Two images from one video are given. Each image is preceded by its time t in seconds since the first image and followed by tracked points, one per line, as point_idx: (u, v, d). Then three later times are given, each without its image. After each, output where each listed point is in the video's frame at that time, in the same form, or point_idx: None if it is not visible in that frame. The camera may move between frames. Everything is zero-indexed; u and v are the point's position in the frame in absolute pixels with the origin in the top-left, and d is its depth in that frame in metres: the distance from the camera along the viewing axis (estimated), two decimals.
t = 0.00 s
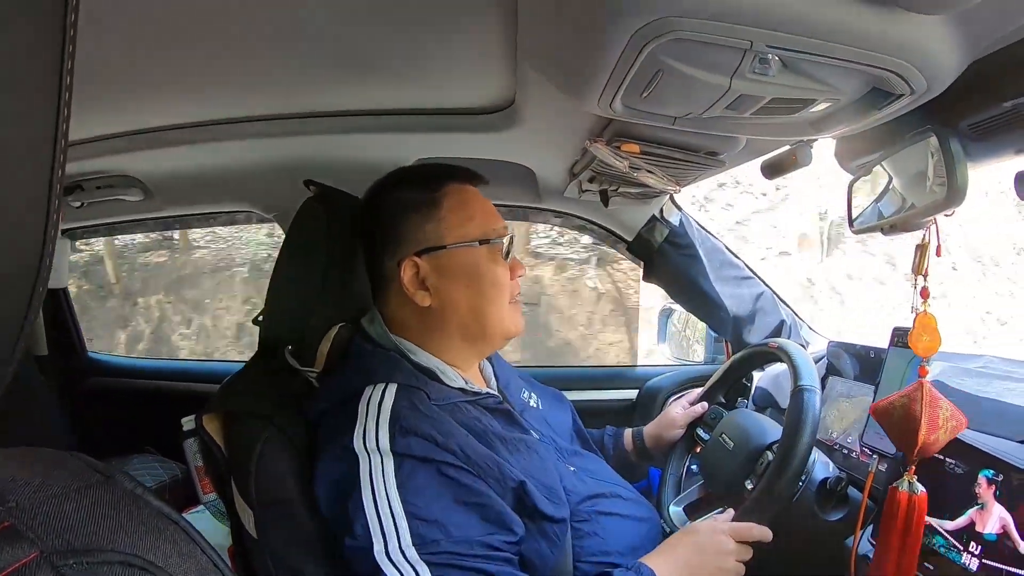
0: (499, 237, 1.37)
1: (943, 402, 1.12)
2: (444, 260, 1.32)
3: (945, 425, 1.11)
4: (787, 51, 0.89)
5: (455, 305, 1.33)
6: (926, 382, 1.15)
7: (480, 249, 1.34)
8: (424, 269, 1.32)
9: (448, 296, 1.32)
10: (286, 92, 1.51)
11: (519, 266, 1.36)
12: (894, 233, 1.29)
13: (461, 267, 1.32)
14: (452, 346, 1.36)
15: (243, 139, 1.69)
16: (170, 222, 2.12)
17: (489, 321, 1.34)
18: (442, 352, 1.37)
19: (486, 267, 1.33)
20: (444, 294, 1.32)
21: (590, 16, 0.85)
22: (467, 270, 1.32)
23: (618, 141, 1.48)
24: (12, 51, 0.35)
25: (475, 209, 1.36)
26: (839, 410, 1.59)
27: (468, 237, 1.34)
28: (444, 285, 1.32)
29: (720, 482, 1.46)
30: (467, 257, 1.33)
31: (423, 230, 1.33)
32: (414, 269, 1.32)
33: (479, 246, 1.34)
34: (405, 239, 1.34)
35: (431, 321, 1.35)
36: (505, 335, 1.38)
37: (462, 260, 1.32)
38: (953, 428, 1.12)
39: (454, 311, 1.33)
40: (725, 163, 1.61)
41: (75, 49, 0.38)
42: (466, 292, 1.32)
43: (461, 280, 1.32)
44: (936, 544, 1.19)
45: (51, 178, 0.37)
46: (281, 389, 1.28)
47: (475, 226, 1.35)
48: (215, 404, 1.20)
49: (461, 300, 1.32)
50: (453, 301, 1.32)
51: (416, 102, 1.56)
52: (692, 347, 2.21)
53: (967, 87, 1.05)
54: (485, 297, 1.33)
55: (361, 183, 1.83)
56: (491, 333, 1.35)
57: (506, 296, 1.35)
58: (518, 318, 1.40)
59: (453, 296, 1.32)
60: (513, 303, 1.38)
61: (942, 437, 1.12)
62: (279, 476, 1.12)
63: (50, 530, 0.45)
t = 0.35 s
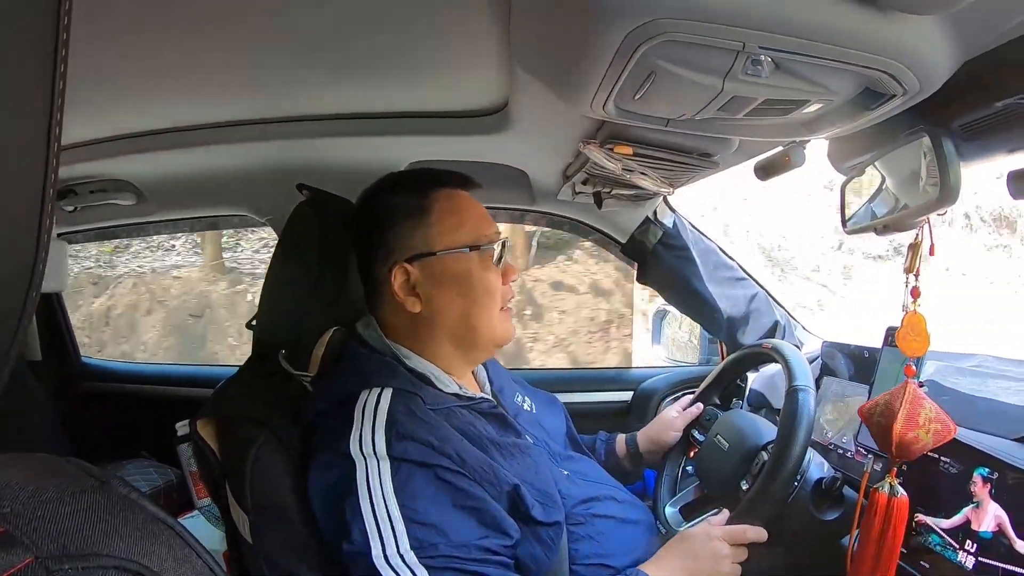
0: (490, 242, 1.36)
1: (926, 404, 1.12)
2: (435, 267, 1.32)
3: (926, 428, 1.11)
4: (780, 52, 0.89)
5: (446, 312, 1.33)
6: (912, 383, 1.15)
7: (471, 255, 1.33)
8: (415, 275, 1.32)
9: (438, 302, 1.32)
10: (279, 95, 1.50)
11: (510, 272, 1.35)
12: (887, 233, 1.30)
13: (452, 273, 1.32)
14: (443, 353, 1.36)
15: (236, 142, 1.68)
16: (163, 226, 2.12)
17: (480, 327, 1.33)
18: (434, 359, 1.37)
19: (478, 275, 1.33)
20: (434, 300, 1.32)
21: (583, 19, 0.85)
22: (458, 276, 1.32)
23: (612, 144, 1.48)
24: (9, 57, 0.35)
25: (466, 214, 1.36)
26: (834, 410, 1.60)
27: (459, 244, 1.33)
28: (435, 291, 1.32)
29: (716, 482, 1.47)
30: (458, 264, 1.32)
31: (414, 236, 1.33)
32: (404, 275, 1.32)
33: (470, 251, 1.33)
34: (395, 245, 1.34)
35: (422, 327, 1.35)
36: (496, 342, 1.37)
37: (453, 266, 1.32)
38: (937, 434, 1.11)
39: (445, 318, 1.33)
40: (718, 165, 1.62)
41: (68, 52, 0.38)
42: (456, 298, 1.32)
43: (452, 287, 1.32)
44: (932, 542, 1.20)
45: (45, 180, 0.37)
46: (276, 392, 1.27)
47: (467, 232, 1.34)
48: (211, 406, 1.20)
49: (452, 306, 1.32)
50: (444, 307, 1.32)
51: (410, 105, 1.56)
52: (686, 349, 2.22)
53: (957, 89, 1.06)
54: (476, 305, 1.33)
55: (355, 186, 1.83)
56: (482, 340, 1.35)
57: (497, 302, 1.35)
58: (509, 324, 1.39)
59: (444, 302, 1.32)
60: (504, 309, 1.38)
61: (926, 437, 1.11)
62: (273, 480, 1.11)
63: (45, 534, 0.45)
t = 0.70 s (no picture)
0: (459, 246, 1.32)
1: (935, 396, 1.12)
2: (403, 278, 1.33)
3: (935, 419, 1.12)
4: (775, 49, 0.89)
5: (421, 321, 1.34)
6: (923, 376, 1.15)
7: (436, 263, 1.31)
8: (388, 285, 1.35)
9: (410, 310, 1.34)
10: (275, 97, 1.50)
11: (478, 279, 1.30)
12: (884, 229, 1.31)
13: (418, 282, 1.32)
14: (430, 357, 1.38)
15: (232, 144, 1.68)
16: (157, 231, 2.09)
17: (452, 334, 1.33)
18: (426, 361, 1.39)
19: (445, 283, 1.31)
20: (407, 308, 1.34)
21: (579, 18, 0.85)
22: (424, 285, 1.32)
23: (608, 142, 1.48)
24: (8, 62, 0.35)
25: (433, 220, 1.33)
26: (832, 405, 1.60)
27: (424, 253, 1.32)
28: (407, 299, 1.34)
29: (714, 479, 1.47)
30: (423, 275, 1.31)
31: (387, 246, 1.35)
32: (379, 284, 1.36)
33: (435, 260, 1.31)
34: (376, 254, 1.37)
35: (405, 333, 1.38)
36: (477, 347, 1.35)
37: (419, 275, 1.32)
38: (948, 422, 1.12)
39: (419, 324, 1.34)
40: (714, 162, 1.62)
41: (64, 57, 0.38)
42: (425, 306, 1.32)
43: (420, 295, 1.32)
44: (930, 536, 1.20)
45: (41, 184, 0.37)
46: (275, 393, 1.27)
47: (435, 239, 1.32)
48: (210, 409, 1.19)
49: (422, 314, 1.33)
50: (416, 314, 1.34)
51: (406, 105, 1.56)
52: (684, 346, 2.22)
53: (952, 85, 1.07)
54: (445, 315, 1.32)
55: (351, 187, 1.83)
56: (462, 347, 1.34)
57: (467, 308, 1.31)
58: (492, 329, 1.35)
59: (415, 310, 1.34)
60: (482, 314, 1.33)
61: (937, 429, 1.12)
62: (273, 482, 1.11)
63: (46, 539, 0.45)
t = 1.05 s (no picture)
0: (427, 265, 1.27)
1: (918, 407, 1.13)
2: (371, 293, 1.30)
3: (911, 430, 1.12)
4: (777, 57, 0.89)
5: (391, 336, 1.32)
6: (918, 390, 1.15)
7: (401, 281, 1.27)
8: (362, 298, 1.33)
9: (383, 325, 1.31)
10: (277, 97, 1.50)
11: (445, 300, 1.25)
12: (884, 239, 1.31)
13: (386, 298, 1.28)
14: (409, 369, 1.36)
15: (233, 144, 1.68)
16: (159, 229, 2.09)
17: (421, 352, 1.30)
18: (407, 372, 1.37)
19: (409, 302, 1.27)
20: (379, 323, 1.32)
21: (583, 24, 0.85)
22: (391, 303, 1.28)
23: (609, 148, 1.48)
24: (11, 56, 0.35)
25: (403, 236, 1.29)
26: (831, 415, 1.60)
27: (391, 269, 1.28)
28: (378, 314, 1.31)
29: (711, 487, 1.47)
30: (388, 292, 1.28)
31: (359, 258, 1.33)
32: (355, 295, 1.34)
33: (400, 278, 1.27)
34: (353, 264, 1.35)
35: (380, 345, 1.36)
36: (447, 364, 1.31)
37: (386, 292, 1.28)
38: (926, 436, 1.11)
39: (392, 341, 1.32)
40: (715, 170, 1.62)
41: (65, 54, 0.38)
42: (394, 323, 1.29)
43: (389, 312, 1.29)
44: (928, 547, 1.19)
45: (41, 180, 0.37)
46: (271, 393, 1.27)
47: (404, 255, 1.28)
48: (206, 410, 1.19)
49: (392, 330, 1.30)
50: (388, 330, 1.31)
51: (407, 107, 1.56)
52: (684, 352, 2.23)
53: (955, 96, 1.07)
54: (409, 334, 1.29)
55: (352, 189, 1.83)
56: (433, 364, 1.32)
57: (434, 329, 1.27)
58: (464, 348, 1.30)
59: (386, 325, 1.31)
60: (452, 334, 1.28)
61: (913, 439, 1.12)
62: (269, 483, 1.11)
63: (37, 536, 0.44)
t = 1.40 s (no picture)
0: (422, 257, 1.28)
1: (902, 403, 1.12)
2: (370, 291, 1.31)
3: (893, 426, 1.12)
4: (771, 53, 0.89)
5: (393, 335, 1.32)
6: (904, 383, 1.14)
7: (397, 276, 1.27)
8: (362, 298, 1.33)
9: (383, 324, 1.31)
10: (273, 101, 1.50)
11: (443, 290, 1.26)
12: (881, 233, 1.31)
13: (384, 296, 1.29)
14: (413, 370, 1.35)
15: (230, 149, 1.68)
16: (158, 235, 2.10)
17: (423, 347, 1.29)
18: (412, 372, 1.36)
19: (408, 296, 1.27)
20: (379, 323, 1.32)
21: (577, 23, 0.85)
22: (390, 300, 1.28)
23: (605, 146, 1.49)
24: (4, 63, 0.35)
25: (399, 231, 1.30)
26: (831, 409, 1.60)
27: (388, 264, 1.29)
28: (377, 313, 1.31)
29: (713, 484, 1.47)
30: (386, 287, 1.28)
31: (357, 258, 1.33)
32: (354, 298, 1.34)
33: (397, 273, 1.27)
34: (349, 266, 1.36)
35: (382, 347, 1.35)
36: (450, 358, 1.31)
37: (385, 290, 1.29)
38: (909, 432, 1.11)
39: (393, 339, 1.31)
40: (711, 166, 1.62)
41: (60, 61, 0.37)
42: (394, 320, 1.29)
43: (388, 310, 1.29)
44: (929, 539, 1.20)
45: (38, 188, 0.37)
46: (271, 396, 1.27)
47: (398, 250, 1.29)
48: (206, 414, 1.19)
49: (393, 328, 1.30)
50: (388, 328, 1.31)
51: (403, 109, 1.56)
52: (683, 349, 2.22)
53: (949, 89, 1.07)
54: (409, 330, 1.29)
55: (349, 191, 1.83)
56: (435, 359, 1.31)
57: (434, 322, 1.27)
58: (466, 339, 1.30)
59: (387, 324, 1.31)
60: (453, 326, 1.29)
61: (893, 433, 1.13)
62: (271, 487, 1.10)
63: (40, 546, 0.44)
